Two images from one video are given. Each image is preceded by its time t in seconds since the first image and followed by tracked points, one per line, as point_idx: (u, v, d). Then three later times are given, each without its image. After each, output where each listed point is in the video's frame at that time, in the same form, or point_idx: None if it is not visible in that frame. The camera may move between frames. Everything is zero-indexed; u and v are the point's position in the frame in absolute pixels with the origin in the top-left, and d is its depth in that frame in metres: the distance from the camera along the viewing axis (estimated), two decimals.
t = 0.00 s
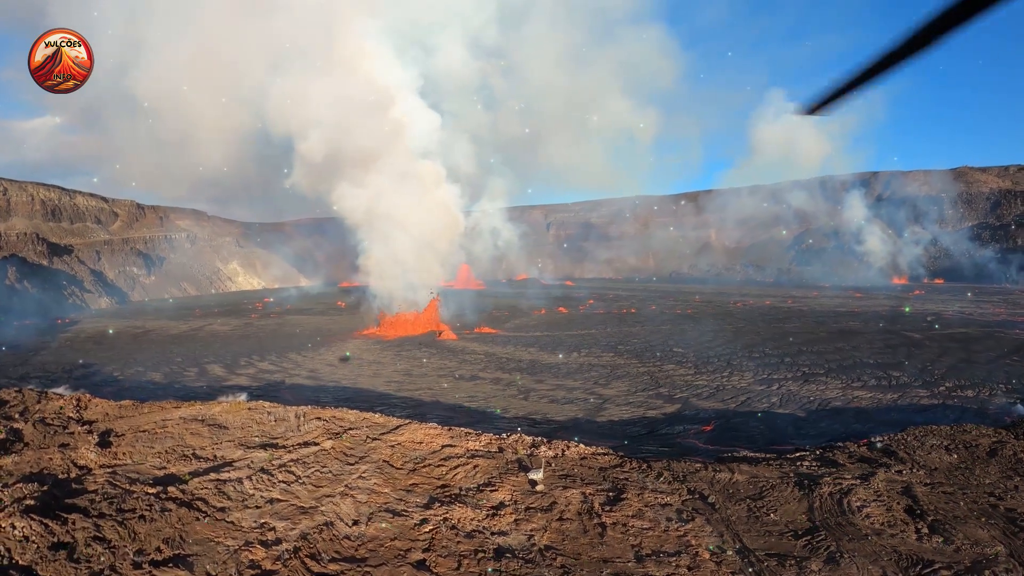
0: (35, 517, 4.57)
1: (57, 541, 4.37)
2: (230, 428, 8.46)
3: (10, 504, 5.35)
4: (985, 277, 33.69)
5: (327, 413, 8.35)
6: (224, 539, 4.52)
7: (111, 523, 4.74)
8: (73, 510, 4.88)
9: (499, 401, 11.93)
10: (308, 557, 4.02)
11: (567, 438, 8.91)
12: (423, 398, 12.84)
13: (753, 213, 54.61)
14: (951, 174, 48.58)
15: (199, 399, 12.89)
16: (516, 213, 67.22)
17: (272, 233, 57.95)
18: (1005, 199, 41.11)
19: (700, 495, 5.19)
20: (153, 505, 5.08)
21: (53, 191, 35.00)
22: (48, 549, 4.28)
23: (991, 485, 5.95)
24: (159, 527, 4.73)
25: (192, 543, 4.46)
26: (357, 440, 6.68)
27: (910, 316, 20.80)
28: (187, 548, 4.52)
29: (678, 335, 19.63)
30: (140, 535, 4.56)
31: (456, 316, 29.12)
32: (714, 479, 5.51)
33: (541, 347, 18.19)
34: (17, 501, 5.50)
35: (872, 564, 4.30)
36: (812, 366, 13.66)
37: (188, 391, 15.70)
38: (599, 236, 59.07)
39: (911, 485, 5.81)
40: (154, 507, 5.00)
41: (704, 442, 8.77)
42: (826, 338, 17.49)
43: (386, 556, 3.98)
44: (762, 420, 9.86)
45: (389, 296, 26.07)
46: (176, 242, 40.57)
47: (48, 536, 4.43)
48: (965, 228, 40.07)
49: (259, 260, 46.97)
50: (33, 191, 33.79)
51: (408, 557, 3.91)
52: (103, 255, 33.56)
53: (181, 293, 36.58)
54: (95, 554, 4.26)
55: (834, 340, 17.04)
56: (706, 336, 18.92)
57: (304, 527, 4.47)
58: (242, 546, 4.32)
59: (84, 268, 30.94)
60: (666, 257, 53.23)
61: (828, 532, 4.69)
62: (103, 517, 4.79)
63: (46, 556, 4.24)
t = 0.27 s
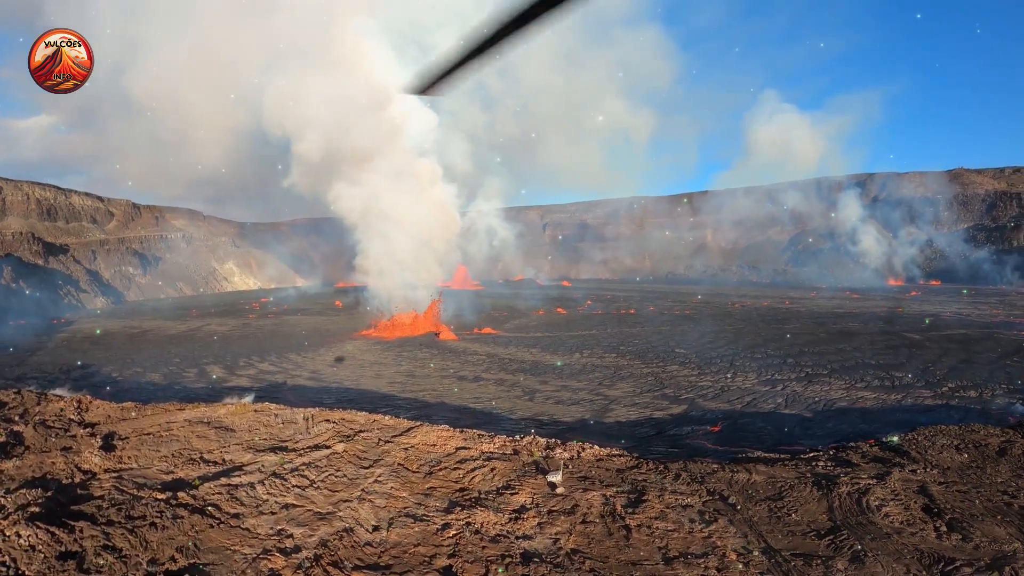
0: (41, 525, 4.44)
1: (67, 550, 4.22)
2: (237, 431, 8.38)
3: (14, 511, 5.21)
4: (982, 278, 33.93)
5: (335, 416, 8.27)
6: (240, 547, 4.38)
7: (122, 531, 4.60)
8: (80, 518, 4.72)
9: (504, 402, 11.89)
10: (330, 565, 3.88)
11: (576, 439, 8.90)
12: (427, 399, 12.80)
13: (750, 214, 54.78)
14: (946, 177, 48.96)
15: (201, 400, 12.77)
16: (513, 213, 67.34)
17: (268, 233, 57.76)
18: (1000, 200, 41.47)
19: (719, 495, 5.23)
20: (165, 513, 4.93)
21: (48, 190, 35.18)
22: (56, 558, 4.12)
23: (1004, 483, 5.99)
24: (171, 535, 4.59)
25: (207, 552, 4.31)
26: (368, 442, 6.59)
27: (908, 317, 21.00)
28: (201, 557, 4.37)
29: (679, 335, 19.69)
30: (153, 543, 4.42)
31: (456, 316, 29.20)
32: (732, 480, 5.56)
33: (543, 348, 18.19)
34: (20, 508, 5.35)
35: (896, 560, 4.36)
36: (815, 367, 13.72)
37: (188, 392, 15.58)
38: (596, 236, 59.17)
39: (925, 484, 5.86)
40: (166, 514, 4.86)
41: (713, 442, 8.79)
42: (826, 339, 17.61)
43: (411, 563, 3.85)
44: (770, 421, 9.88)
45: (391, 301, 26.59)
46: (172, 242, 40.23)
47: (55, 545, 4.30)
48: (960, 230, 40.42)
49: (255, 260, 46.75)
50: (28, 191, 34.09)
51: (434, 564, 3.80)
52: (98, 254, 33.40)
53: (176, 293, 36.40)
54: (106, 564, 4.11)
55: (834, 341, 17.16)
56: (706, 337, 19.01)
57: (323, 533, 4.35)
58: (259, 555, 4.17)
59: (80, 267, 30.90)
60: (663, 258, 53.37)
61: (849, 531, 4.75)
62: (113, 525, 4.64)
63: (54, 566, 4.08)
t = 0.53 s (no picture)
0: (48, 534, 4.32)
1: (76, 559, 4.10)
2: (245, 433, 8.29)
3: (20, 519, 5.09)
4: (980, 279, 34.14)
5: (345, 417, 8.21)
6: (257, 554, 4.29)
7: (134, 539, 4.48)
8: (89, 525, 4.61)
9: (510, 403, 11.87)
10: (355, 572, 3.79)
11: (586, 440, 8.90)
12: (432, 399, 12.77)
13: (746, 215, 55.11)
14: (941, 178, 49.34)
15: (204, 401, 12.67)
16: (510, 214, 67.50)
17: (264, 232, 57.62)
18: (996, 202, 41.82)
19: (740, 495, 5.29)
20: (177, 519, 4.81)
21: (43, 189, 34.92)
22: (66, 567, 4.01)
23: (1017, 481, 6.06)
24: (185, 543, 4.48)
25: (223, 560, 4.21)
26: (381, 444, 6.51)
27: (906, 318, 21.19)
28: (218, 565, 4.27)
29: (680, 336, 19.78)
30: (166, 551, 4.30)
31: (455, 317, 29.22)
32: (751, 480, 5.63)
33: (545, 348, 18.24)
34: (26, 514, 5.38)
35: (919, 559, 4.45)
36: (818, 367, 13.81)
37: (188, 393, 15.50)
38: (592, 236, 59.38)
39: (940, 483, 5.95)
40: (178, 521, 4.74)
41: (723, 443, 8.82)
42: (827, 339, 17.74)
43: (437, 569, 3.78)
44: (777, 421, 9.94)
45: (390, 301, 25.99)
46: (168, 241, 40.61)
47: (64, 554, 4.21)
48: (954, 231, 40.77)
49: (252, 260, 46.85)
50: (23, 190, 33.77)
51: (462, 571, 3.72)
52: (94, 253, 33.90)
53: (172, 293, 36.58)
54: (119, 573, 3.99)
55: (834, 341, 17.29)
56: (707, 337, 19.11)
57: (343, 539, 4.26)
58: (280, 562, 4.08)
59: (75, 266, 31.28)
60: (659, 258, 53.55)
61: (870, 530, 4.85)
62: (124, 532, 4.53)
63: None
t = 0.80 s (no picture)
0: (57, 543, 4.20)
1: (88, 568, 4.00)
2: (253, 436, 8.23)
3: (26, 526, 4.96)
4: (976, 280, 34.38)
5: (355, 418, 8.19)
6: (277, 561, 4.21)
7: (146, 549, 4.36)
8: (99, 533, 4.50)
9: (516, 403, 11.86)
10: None
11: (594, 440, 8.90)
12: (437, 400, 12.73)
13: (741, 215, 55.46)
14: (937, 180, 49.68)
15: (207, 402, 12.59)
16: (508, 214, 67.74)
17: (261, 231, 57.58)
18: (991, 203, 42.08)
19: (759, 495, 5.38)
20: (191, 527, 4.70)
21: (39, 188, 36.44)
22: None
23: None
24: (201, 552, 4.38)
25: (242, 567, 4.13)
26: (395, 446, 6.47)
27: (904, 318, 21.36)
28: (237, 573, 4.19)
29: (681, 336, 19.86)
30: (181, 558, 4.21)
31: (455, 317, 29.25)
32: (769, 480, 5.72)
33: (547, 347, 18.28)
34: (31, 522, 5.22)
35: (940, 556, 4.54)
36: (820, 367, 13.88)
37: (188, 394, 15.40)
38: (589, 236, 59.64)
39: (954, 481, 6.04)
40: (193, 528, 4.63)
41: (731, 443, 8.86)
42: (827, 339, 17.86)
43: None
44: (784, 421, 9.98)
45: (387, 301, 26.22)
46: (163, 240, 41.39)
47: (73, 564, 4.06)
48: (950, 233, 41.07)
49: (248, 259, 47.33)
50: (19, 188, 35.29)
51: None
52: (90, 252, 34.56)
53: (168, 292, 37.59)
54: None
55: (835, 341, 17.41)
56: (708, 337, 19.20)
57: (365, 544, 4.20)
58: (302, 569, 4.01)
59: (71, 266, 32.05)
60: (655, 258, 53.68)
61: (890, 528, 4.95)
62: (135, 539, 4.42)
63: None
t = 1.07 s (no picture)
0: (66, 551, 4.04)
1: None
2: (262, 438, 8.15)
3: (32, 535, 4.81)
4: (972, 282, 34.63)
5: (365, 419, 8.16)
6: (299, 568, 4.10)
7: (162, 556, 4.17)
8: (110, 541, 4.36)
9: (522, 403, 11.84)
10: None
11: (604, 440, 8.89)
12: (443, 400, 12.69)
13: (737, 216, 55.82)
14: (932, 181, 50.04)
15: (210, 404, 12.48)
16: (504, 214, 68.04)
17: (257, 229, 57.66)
18: (987, 204, 42.26)
19: (779, 495, 5.44)
20: (207, 533, 4.52)
21: (36, 187, 38.23)
22: None
23: None
24: (218, 559, 4.25)
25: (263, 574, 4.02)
26: (409, 447, 6.40)
27: (903, 318, 21.55)
28: None
29: (683, 335, 19.96)
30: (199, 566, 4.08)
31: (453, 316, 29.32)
32: (787, 479, 5.78)
33: (549, 347, 18.33)
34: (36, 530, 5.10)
35: (960, 553, 4.63)
36: (823, 367, 13.96)
37: (188, 395, 15.32)
38: (585, 236, 59.94)
39: (967, 480, 6.11)
40: (209, 534, 4.46)
41: (741, 443, 8.89)
42: (828, 339, 17.99)
43: None
44: (790, 421, 10.03)
45: (385, 296, 27.17)
46: (159, 238, 42.65)
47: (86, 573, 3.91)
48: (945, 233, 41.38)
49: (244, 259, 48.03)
50: (16, 187, 37.10)
51: None
52: (86, 251, 36.27)
53: (163, 291, 38.80)
54: None
55: (836, 341, 17.52)
56: (710, 337, 19.30)
57: (390, 550, 4.11)
58: None
59: (68, 264, 33.64)
60: (650, 259, 53.82)
61: (909, 525, 5.04)
62: (149, 546, 4.28)
63: None
